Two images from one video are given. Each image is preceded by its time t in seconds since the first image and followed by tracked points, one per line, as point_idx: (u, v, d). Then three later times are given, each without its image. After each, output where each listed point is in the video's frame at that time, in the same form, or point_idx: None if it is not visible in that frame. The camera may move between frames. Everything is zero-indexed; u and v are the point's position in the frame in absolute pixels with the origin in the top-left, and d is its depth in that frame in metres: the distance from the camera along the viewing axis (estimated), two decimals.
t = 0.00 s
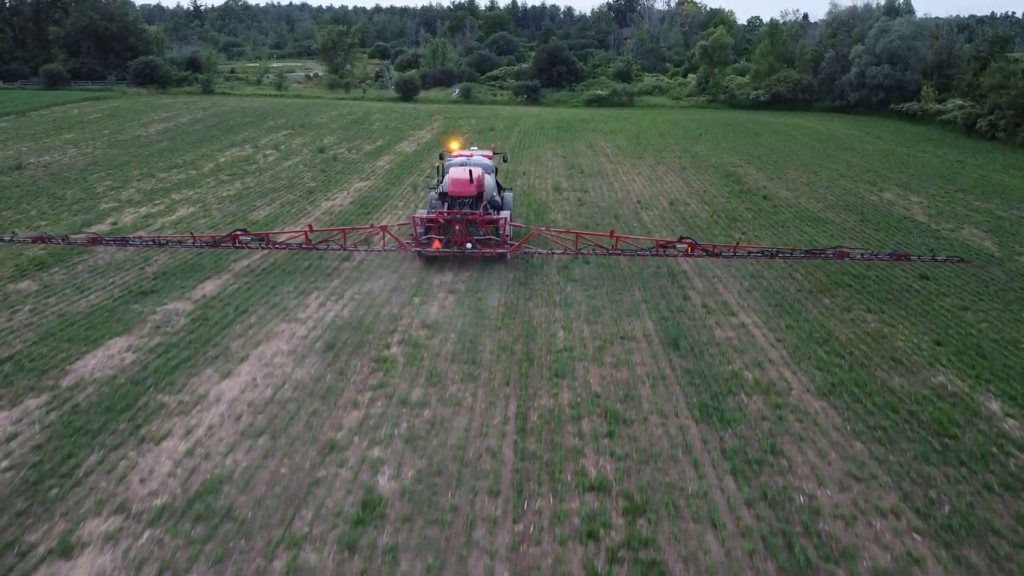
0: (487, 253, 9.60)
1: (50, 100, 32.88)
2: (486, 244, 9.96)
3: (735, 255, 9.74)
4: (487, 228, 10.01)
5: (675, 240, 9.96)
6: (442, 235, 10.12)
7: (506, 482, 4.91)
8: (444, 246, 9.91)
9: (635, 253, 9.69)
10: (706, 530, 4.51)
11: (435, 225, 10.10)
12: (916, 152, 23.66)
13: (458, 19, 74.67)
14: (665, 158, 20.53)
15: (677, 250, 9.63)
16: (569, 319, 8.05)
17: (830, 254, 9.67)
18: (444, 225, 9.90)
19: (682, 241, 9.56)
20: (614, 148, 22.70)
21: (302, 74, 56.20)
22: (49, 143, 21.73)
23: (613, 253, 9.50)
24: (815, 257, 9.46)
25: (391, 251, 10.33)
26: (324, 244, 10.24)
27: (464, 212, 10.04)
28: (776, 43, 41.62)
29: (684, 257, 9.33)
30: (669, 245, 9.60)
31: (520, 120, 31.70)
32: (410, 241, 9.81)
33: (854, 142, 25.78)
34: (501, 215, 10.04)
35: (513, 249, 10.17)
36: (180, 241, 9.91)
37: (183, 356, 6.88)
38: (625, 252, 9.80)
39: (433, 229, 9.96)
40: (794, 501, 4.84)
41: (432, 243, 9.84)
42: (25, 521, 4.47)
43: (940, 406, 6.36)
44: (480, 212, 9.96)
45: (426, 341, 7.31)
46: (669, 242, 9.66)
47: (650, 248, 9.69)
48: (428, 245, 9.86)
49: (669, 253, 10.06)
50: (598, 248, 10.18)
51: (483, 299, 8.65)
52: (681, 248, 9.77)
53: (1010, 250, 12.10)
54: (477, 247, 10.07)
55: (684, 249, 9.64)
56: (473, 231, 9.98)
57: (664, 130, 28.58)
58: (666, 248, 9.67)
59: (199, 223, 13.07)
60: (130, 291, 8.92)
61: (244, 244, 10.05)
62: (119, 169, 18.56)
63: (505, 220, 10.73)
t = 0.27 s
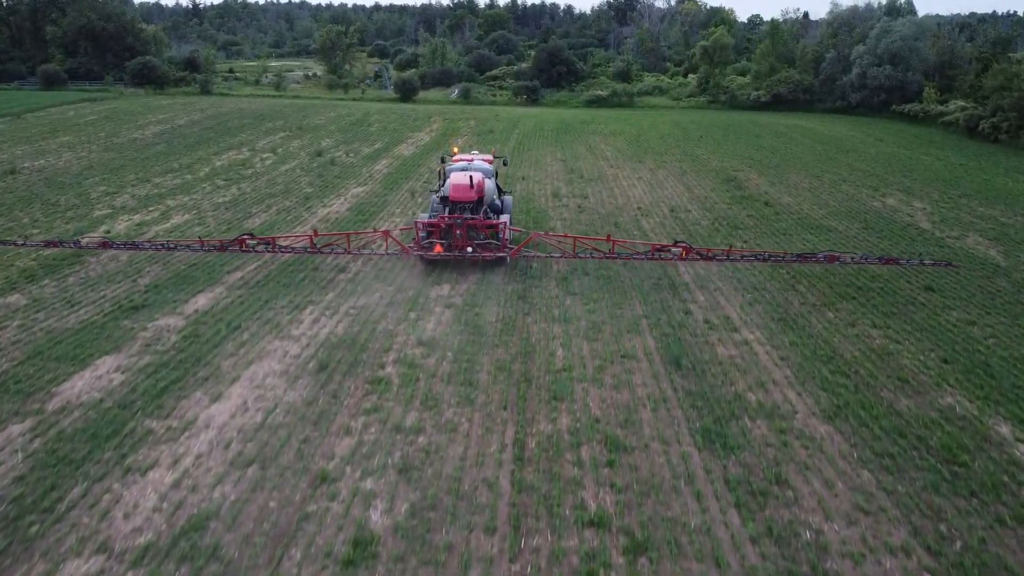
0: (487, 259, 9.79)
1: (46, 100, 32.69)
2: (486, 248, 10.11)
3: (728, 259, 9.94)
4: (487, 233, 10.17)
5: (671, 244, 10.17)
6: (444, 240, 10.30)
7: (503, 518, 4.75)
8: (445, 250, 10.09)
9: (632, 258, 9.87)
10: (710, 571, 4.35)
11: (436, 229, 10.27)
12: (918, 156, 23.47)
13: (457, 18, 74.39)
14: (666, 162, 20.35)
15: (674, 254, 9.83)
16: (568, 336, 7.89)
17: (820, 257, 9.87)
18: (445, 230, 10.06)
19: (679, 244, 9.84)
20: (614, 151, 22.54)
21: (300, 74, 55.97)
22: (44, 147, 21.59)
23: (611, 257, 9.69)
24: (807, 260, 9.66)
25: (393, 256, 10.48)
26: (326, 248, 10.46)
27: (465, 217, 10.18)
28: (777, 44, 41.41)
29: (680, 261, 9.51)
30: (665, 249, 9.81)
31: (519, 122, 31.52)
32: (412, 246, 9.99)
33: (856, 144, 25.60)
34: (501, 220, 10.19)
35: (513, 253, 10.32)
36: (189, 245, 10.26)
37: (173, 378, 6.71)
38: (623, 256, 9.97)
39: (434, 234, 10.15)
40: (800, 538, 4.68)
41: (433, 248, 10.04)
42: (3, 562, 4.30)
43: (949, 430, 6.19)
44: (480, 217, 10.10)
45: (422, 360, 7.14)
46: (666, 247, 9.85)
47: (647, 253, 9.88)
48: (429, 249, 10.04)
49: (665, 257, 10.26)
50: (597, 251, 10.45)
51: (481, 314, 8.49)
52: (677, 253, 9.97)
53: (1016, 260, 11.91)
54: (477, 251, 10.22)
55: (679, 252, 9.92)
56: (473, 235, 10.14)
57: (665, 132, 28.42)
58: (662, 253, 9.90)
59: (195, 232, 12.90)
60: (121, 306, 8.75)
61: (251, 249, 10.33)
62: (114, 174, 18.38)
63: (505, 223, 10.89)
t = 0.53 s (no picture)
0: (488, 260, 10.23)
1: (43, 101, 32.51)
2: (487, 251, 10.52)
3: (723, 262, 10.41)
4: (487, 235, 10.57)
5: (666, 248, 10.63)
6: (445, 242, 10.71)
7: (500, 555, 4.60)
8: (447, 253, 10.51)
9: (627, 260, 10.32)
10: None
11: (439, 232, 10.68)
12: (920, 158, 23.30)
13: (457, 16, 74.02)
14: (666, 166, 20.18)
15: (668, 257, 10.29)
16: (568, 353, 7.74)
17: (813, 262, 10.41)
18: (447, 233, 10.48)
19: (673, 248, 10.28)
20: (615, 154, 22.37)
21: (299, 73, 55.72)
22: (40, 150, 21.48)
23: (606, 260, 10.13)
24: (798, 265, 10.23)
25: (398, 257, 10.89)
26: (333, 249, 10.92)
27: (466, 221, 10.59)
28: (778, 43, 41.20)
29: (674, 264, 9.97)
30: (659, 253, 10.28)
31: (519, 123, 31.32)
32: (415, 249, 10.45)
33: (858, 146, 25.43)
34: (501, 223, 10.60)
35: (512, 254, 10.73)
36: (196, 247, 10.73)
37: (163, 400, 6.56)
38: (619, 259, 10.41)
39: (437, 237, 10.56)
40: None
41: (436, 251, 10.45)
42: None
43: (958, 456, 6.03)
44: (481, 221, 10.49)
45: (419, 381, 6.99)
46: (660, 250, 10.30)
47: (642, 255, 10.33)
48: (432, 252, 10.48)
49: (660, 259, 10.74)
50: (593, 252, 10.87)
51: (479, 329, 8.34)
52: (671, 256, 10.47)
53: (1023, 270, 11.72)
54: (478, 253, 10.64)
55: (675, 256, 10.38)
56: (474, 238, 10.55)
57: (666, 134, 28.25)
58: (657, 256, 10.36)
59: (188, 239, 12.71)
60: (112, 321, 8.59)
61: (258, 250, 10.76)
62: (110, 178, 18.22)
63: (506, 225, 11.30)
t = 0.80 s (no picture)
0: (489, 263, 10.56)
1: (40, 102, 32.34)
2: (488, 253, 10.84)
3: (716, 264, 10.81)
4: (489, 238, 10.89)
5: (663, 250, 10.96)
6: (447, 244, 11.02)
7: None
8: (450, 255, 10.83)
9: (625, 263, 10.66)
10: None
11: (441, 235, 10.97)
12: (923, 161, 23.13)
13: (457, 14, 73.67)
14: (667, 169, 20.02)
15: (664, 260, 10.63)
16: (567, 371, 7.60)
17: (804, 265, 10.87)
18: (450, 236, 10.80)
19: (669, 251, 10.78)
20: (615, 156, 22.20)
21: (298, 72, 55.49)
22: (35, 152, 21.38)
23: (604, 263, 10.44)
24: (791, 267, 10.69)
25: (402, 260, 11.17)
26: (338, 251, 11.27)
27: (468, 223, 10.88)
28: (780, 43, 40.97)
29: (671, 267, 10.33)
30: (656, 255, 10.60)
31: (518, 124, 31.15)
32: (419, 251, 10.78)
33: (860, 148, 25.27)
34: (502, 226, 10.89)
35: (513, 257, 11.05)
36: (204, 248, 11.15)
37: (154, 422, 6.43)
38: (617, 261, 10.73)
39: (439, 240, 10.86)
40: None
41: (438, 253, 10.78)
42: None
43: (967, 483, 5.89)
44: (482, 225, 10.77)
45: (415, 401, 6.84)
46: (656, 253, 10.63)
47: (638, 258, 10.66)
48: (435, 254, 10.83)
49: (656, 261, 11.07)
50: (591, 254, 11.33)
51: (478, 345, 8.20)
52: (667, 259, 10.84)
53: None
54: (479, 255, 10.95)
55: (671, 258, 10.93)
56: (476, 241, 10.86)
57: (666, 135, 28.09)
58: (654, 259, 10.73)
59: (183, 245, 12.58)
60: (104, 336, 8.46)
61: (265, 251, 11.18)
62: (106, 183, 18.06)
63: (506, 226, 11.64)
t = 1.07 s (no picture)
0: (490, 265, 10.85)
1: (36, 103, 32.16)
2: (488, 255, 11.15)
3: (711, 267, 11.03)
4: (489, 240, 11.20)
5: (660, 252, 11.20)
6: (450, 246, 11.33)
7: None
8: (451, 257, 11.16)
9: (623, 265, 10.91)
10: None
11: (443, 237, 11.27)
12: (924, 163, 22.99)
13: (457, 12, 73.33)
14: (667, 173, 19.86)
15: (661, 262, 10.88)
16: (566, 389, 7.48)
17: (797, 268, 11.08)
18: (452, 238, 11.10)
19: (664, 253, 11.17)
20: (615, 159, 22.05)
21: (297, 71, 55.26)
22: (32, 155, 21.25)
23: (602, 265, 10.71)
24: (784, 270, 10.94)
25: (405, 261, 11.41)
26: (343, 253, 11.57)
27: (469, 226, 11.17)
28: (781, 42, 40.74)
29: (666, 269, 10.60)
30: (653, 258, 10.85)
31: (517, 125, 30.96)
32: (421, 253, 11.09)
33: (862, 151, 25.11)
34: (503, 229, 11.19)
35: (513, 259, 11.33)
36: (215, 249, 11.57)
37: (144, 445, 6.30)
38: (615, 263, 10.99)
39: (441, 242, 11.18)
40: None
41: (441, 255, 11.11)
42: None
43: (976, 511, 5.76)
44: (483, 228, 11.06)
45: (411, 423, 6.71)
46: (653, 255, 10.87)
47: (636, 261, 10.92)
48: (437, 256, 11.14)
49: (653, 263, 11.32)
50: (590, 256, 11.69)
51: (475, 362, 8.07)
52: (664, 261, 11.09)
53: None
54: (481, 257, 11.25)
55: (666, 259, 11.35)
56: (477, 243, 11.17)
57: (667, 137, 27.95)
58: (651, 261, 11.00)
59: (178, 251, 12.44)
60: (96, 351, 8.33)
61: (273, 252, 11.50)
62: (101, 187, 17.90)
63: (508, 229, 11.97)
